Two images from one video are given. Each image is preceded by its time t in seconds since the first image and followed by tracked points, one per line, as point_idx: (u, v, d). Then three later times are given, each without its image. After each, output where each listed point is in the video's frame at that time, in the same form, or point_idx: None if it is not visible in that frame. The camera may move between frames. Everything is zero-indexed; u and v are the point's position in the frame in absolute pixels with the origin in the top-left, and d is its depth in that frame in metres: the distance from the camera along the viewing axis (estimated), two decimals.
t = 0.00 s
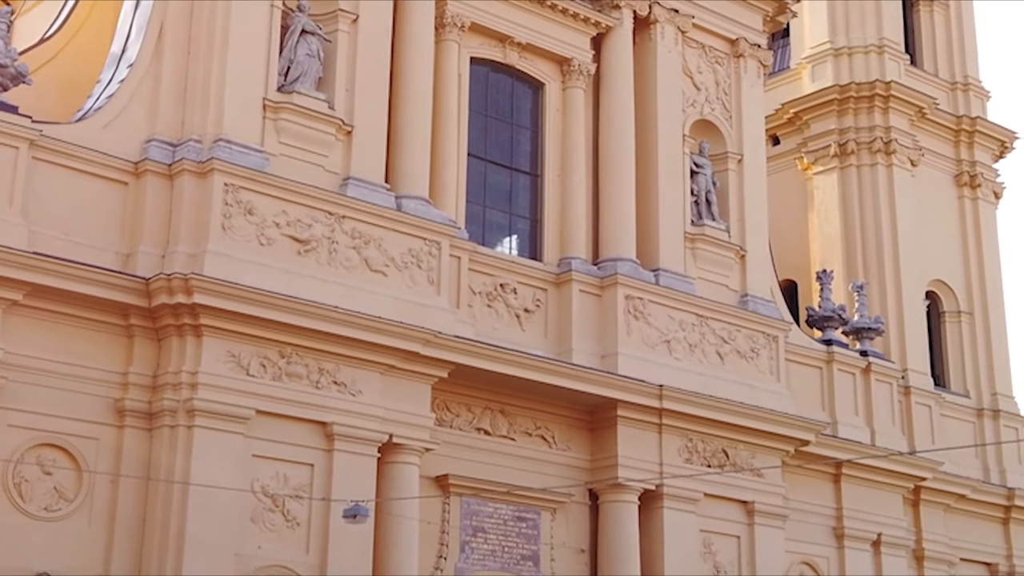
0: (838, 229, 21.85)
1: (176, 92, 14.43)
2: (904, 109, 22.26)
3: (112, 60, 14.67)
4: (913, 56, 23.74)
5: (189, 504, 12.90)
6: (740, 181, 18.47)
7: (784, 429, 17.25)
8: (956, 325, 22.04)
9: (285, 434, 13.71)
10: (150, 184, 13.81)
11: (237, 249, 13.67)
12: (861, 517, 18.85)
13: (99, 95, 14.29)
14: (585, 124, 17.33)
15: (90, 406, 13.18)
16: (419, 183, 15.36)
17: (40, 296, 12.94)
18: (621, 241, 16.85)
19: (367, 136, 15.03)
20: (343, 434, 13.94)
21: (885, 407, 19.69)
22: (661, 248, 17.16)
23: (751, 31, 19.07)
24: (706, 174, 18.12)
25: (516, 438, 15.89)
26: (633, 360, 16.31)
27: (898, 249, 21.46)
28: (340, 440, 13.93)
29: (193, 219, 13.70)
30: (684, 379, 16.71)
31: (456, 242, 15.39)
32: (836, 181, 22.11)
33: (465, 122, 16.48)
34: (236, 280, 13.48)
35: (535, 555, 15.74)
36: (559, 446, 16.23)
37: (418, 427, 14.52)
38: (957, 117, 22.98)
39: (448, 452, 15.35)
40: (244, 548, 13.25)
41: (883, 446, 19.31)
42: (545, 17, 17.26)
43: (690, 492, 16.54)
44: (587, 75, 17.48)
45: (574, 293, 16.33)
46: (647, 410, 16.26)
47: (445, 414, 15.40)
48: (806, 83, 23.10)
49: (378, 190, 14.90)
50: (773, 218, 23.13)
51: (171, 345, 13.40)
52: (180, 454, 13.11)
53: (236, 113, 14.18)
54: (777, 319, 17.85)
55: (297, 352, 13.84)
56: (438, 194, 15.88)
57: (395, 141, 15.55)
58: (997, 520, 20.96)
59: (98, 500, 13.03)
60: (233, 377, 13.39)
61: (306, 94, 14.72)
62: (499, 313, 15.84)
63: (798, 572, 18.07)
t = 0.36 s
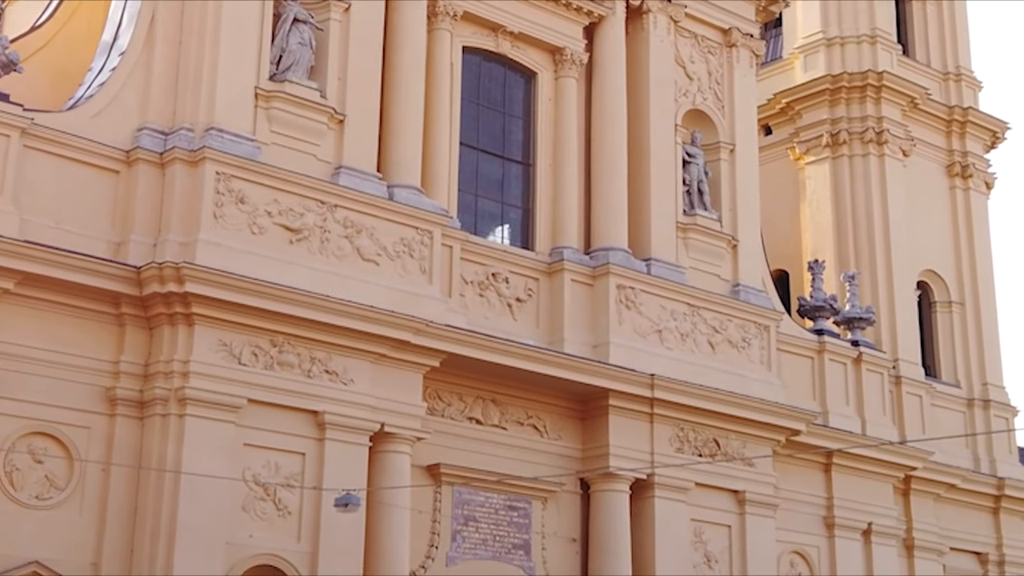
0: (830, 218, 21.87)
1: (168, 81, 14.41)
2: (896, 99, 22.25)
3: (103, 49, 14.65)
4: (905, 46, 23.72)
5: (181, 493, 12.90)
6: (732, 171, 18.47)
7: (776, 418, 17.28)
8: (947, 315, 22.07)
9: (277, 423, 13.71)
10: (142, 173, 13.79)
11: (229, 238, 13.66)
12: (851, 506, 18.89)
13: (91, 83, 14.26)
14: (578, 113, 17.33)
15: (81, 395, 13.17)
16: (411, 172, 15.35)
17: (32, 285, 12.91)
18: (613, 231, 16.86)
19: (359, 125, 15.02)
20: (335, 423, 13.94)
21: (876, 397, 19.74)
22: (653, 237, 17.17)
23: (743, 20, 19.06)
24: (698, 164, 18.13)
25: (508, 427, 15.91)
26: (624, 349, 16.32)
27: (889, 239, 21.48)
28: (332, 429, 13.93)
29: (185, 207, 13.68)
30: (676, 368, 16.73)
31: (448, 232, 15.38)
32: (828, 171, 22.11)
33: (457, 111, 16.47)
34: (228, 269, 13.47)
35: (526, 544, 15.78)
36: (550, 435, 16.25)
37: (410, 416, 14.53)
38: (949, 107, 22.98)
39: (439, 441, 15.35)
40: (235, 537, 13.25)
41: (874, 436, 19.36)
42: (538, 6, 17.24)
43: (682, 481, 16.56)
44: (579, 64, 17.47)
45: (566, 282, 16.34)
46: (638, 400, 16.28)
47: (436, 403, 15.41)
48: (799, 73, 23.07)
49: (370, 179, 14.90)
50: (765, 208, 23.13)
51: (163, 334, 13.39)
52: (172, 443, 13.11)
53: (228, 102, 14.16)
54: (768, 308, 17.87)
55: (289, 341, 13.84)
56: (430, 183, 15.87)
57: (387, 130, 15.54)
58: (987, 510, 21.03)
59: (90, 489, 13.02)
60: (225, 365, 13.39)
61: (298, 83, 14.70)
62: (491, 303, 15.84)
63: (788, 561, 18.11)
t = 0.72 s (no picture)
0: (822, 207, 21.88)
1: (159, 69, 14.38)
2: (888, 89, 22.24)
3: (95, 36, 14.64)
4: (897, 36, 23.70)
5: (172, 482, 12.91)
6: (725, 161, 18.48)
7: (767, 408, 17.30)
8: (939, 305, 22.09)
9: (269, 412, 13.71)
10: (134, 161, 13.77)
11: (221, 227, 13.64)
12: (842, 495, 18.94)
13: (83, 71, 14.25)
14: (570, 103, 17.33)
15: (73, 383, 13.17)
16: (403, 161, 15.35)
17: (23, 273, 12.90)
18: (605, 220, 16.87)
19: (351, 114, 15.01)
20: (326, 412, 13.94)
21: (867, 386, 19.80)
22: (645, 227, 17.18)
23: (736, 10, 19.06)
24: (690, 153, 18.14)
25: (500, 416, 15.92)
26: (616, 339, 16.34)
27: (881, 229, 21.50)
28: (323, 418, 13.94)
29: (177, 196, 13.66)
30: (668, 358, 16.75)
31: (440, 221, 15.37)
32: (821, 160, 22.10)
33: (450, 100, 16.45)
34: (220, 258, 13.46)
35: (518, 533, 15.81)
36: (542, 425, 16.27)
37: (401, 405, 14.54)
38: (941, 97, 22.99)
39: (431, 430, 15.36)
40: (227, 525, 13.26)
41: (865, 426, 19.40)
42: None
43: (673, 471, 16.58)
44: (572, 54, 17.46)
45: (558, 272, 16.34)
46: (630, 389, 16.30)
47: (428, 392, 15.42)
48: (791, 63, 23.00)
49: (362, 168, 14.89)
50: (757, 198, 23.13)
51: (155, 323, 13.38)
52: (164, 432, 13.11)
53: (220, 91, 14.14)
54: (760, 298, 17.89)
55: (281, 330, 13.84)
56: (422, 172, 15.86)
57: (379, 119, 15.52)
58: (977, 499, 21.09)
59: (81, 477, 13.02)
60: (217, 354, 13.38)
61: (290, 71, 14.69)
62: (483, 292, 15.83)
63: (780, 550, 18.15)
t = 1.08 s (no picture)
0: (814, 195, 21.88)
1: (151, 58, 14.36)
2: (881, 79, 22.25)
3: (87, 24, 14.64)
4: (890, 26, 23.68)
5: (164, 471, 12.90)
6: (717, 150, 18.49)
7: (759, 397, 17.32)
8: (931, 294, 22.10)
9: (261, 401, 13.70)
10: (126, 150, 13.74)
11: (213, 216, 13.63)
12: (833, 485, 18.97)
13: (74, 59, 14.23)
14: (563, 92, 17.31)
15: (65, 372, 13.15)
16: (396, 150, 15.34)
17: (15, 262, 12.87)
18: (597, 209, 16.87)
19: (343, 103, 15.00)
20: (318, 401, 13.94)
21: (859, 376, 19.84)
22: (637, 216, 17.18)
23: None
24: (683, 143, 18.14)
25: (492, 405, 15.93)
26: (608, 328, 16.34)
27: (873, 219, 21.51)
28: (316, 407, 13.94)
29: (169, 184, 13.64)
30: (660, 347, 16.76)
31: (433, 210, 15.36)
32: (813, 151, 22.09)
33: (443, 89, 16.44)
34: (212, 247, 13.44)
35: (510, 522, 15.82)
36: (534, 414, 16.28)
37: (394, 394, 14.54)
38: (934, 87, 22.99)
39: (423, 419, 15.37)
40: (219, 514, 13.26)
41: (856, 415, 19.45)
42: None
43: (665, 460, 16.60)
44: (565, 43, 17.44)
45: (550, 261, 16.34)
46: (622, 378, 16.31)
47: (420, 382, 15.42)
48: (784, 53, 22.97)
49: (355, 157, 14.88)
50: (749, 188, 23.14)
51: (147, 312, 13.37)
52: (155, 421, 13.10)
53: (212, 79, 14.12)
54: (752, 288, 17.90)
55: (273, 319, 13.83)
56: (415, 161, 15.85)
57: (371, 108, 15.50)
58: (968, 489, 21.15)
59: (73, 466, 13.01)
60: (209, 343, 13.37)
61: (282, 60, 14.69)
62: (476, 281, 15.82)
63: (771, 539, 18.18)
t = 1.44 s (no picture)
0: (807, 184, 21.88)
1: (144, 46, 14.33)
2: (873, 69, 22.25)
3: (80, 13, 14.74)
4: (883, 16, 23.67)
5: (156, 459, 12.90)
6: (710, 140, 18.51)
7: (751, 387, 17.35)
8: (922, 284, 22.13)
9: (253, 390, 13.70)
10: (118, 138, 13.72)
11: (206, 204, 13.61)
12: (825, 474, 19.01)
13: (66, 47, 14.23)
14: (556, 82, 17.30)
15: (57, 360, 13.13)
16: (389, 138, 15.32)
17: (7, 250, 12.84)
18: (590, 199, 16.87)
19: (336, 91, 14.98)
20: (311, 389, 13.94)
21: (851, 365, 19.90)
22: (630, 205, 17.18)
23: None
24: (676, 132, 18.14)
25: (484, 394, 15.93)
26: (601, 317, 16.35)
27: (865, 208, 21.53)
28: (308, 396, 13.94)
29: (161, 172, 13.62)
30: (652, 337, 16.77)
31: (425, 199, 15.35)
32: (806, 141, 22.09)
33: (436, 78, 16.41)
34: (204, 235, 13.42)
35: (502, 511, 15.84)
36: (526, 403, 16.29)
37: (386, 383, 14.54)
38: (926, 77, 23.00)
39: (416, 408, 15.37)
40: (210, 503, 13.26)
41: (848, 404, 19.49)
42: None
43: (657, 449, 16.62)
44: (558, 32, 17.43)
45: (543, 250, 16.34)
46: (614, 367, 16.32)
47: (413, 370, 15.42)
48: (777, 42, 22.93)
49: (347, 146, 14.86)
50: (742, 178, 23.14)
51: (139, 300, 13.35)
52: (147, 409, 13.09)
53: (205, 67, 14.10)
54: (744, 277, 17.92)
55: (265, 308, 13.82)
56: (407, 150, 15.83)
57: (364, 97, 15.48)
58: (959, 478, 21.20)
59: (65, 455, 12.99)
60: (201, 332, 13.36)
61: (274, 48, 14.67)
62: (468, 270, 15.82)
63: (762, 528, 18.21)
